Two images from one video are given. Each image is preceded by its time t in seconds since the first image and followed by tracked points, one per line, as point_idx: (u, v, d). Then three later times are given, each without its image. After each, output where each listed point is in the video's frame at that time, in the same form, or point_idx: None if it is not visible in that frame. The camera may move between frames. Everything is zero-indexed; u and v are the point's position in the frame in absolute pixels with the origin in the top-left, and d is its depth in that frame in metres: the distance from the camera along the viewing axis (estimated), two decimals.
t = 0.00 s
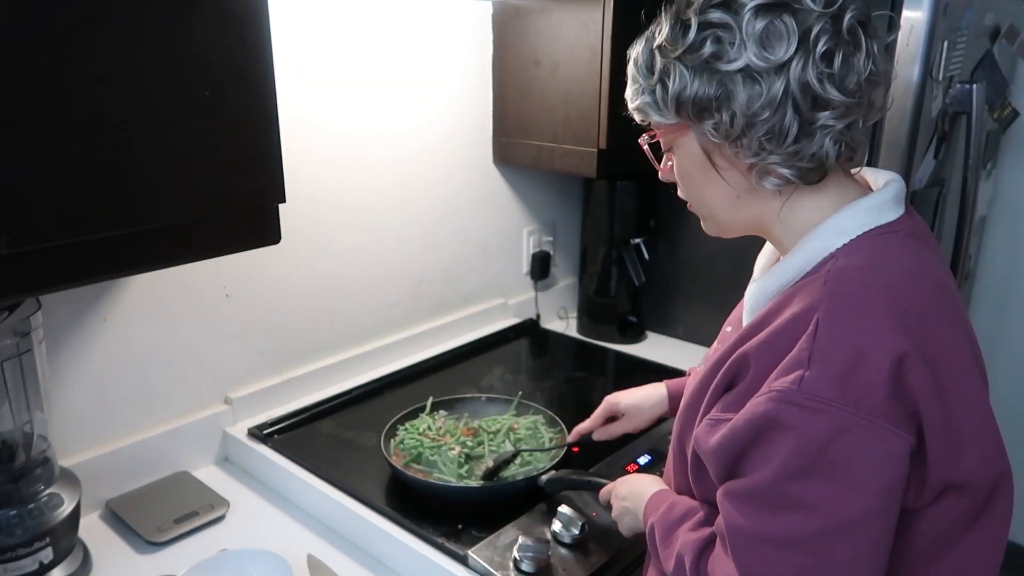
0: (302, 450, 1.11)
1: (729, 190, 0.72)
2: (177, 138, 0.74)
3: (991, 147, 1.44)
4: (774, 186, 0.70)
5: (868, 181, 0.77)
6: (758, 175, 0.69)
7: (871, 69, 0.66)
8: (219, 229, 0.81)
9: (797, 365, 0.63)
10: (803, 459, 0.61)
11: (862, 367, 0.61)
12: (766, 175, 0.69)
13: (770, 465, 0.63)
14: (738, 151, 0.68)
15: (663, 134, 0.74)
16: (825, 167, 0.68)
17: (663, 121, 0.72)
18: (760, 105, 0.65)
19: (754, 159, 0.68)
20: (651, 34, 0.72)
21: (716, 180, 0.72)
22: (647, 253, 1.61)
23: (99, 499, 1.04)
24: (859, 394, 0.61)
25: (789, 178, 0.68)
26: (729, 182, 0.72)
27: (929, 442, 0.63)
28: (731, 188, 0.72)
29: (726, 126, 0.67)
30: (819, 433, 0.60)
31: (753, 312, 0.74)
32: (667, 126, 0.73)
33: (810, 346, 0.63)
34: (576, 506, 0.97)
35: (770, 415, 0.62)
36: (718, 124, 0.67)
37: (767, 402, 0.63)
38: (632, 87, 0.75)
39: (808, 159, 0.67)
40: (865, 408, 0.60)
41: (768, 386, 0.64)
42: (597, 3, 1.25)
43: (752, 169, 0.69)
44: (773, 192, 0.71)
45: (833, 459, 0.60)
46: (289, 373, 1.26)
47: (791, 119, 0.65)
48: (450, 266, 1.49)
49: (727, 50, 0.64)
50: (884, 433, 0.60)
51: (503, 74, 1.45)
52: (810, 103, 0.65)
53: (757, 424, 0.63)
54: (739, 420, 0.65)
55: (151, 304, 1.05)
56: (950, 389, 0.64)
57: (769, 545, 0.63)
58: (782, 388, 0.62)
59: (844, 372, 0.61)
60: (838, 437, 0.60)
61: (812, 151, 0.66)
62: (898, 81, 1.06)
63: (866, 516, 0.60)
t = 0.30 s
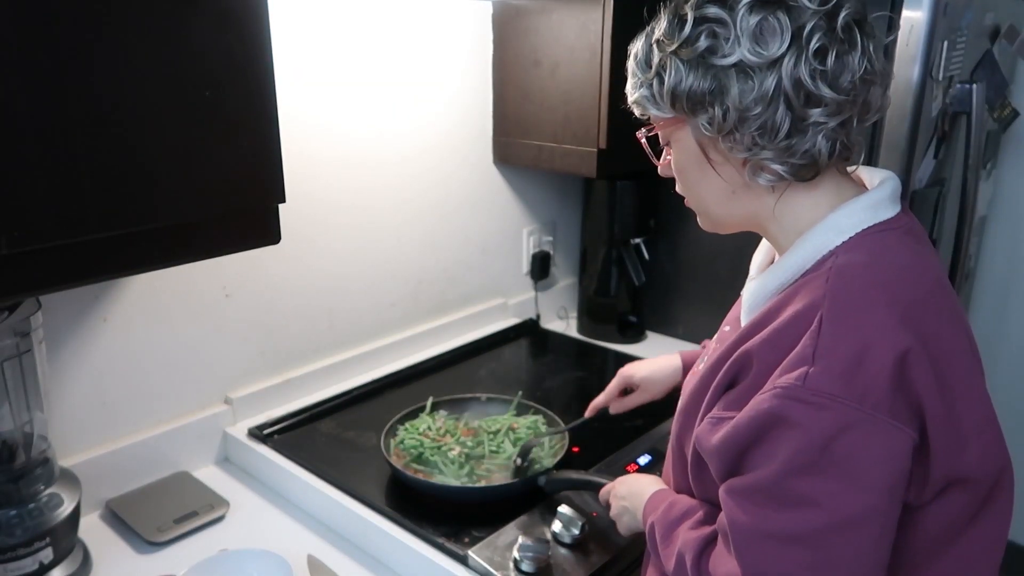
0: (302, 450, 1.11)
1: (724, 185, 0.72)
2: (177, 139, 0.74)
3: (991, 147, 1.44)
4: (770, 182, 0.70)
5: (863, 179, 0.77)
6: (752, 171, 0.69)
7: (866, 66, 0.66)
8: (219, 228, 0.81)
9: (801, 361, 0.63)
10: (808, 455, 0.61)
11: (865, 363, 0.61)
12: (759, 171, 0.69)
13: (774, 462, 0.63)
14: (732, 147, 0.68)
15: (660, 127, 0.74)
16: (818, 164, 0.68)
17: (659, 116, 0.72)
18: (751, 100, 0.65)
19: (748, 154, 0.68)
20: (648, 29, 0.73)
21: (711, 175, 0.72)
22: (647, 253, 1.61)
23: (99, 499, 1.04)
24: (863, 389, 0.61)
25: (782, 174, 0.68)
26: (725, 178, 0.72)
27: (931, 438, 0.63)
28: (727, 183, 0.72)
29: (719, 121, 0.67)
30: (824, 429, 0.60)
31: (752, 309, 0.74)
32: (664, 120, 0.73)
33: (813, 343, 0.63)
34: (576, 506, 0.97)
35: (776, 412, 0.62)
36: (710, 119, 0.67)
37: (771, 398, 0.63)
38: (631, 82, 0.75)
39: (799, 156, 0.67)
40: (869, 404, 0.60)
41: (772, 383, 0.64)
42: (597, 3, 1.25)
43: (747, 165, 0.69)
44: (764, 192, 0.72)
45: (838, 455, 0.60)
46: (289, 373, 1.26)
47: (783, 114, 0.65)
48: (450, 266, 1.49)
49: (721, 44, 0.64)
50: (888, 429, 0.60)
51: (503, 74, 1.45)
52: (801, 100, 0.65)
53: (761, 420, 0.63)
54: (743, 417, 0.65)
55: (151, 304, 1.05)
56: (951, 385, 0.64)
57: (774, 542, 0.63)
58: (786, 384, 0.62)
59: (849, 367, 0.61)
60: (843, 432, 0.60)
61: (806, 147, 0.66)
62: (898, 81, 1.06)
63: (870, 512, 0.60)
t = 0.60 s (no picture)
0: (302, 450, 1.11)
1: (760, 169, 0.69)
2: (177, 139, 0.74)
3: (991, 147, 1.44)
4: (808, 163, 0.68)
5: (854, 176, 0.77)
6: (798, 150, 0.68)
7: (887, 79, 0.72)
8: (219, 228, 0.81)
9: (815, 352, 0.62)
10: (832, 446, 0.60)
11: (878, 348, 0.61)
12: (814, 150, 0.68)
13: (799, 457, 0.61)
14: (798, 123, 0.67)
15: (713, 98, 0.67)
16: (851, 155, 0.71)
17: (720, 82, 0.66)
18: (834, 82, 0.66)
19: (811, 132, 0.67)
20: None
21: (756, 155, 0.68)
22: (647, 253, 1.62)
23: (99, 499, 1.04)
24: (878, 377, 0.61)
25: (829, 157, 0.68)
26: (764, 160, 0.69)
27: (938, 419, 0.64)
28: (768, 165, 0.69)
29: (803, 96, 0.65)
30: (852, 416, 0.59)
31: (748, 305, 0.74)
32: (716, 90, 0.67)
33: (824, 333, 0.62)
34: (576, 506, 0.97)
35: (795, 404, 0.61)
36: (794, 91, 0.65)
37: (789, 391, 0.61)
38: (673, 47, 0.68)
39: (846, 144, 0.69)
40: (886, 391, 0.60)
41: (784, 376, 0.63)
42: (597, 4, 1.25)
43: (800, 142, 0.68)
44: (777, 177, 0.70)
45: (861, 444, 0.59)
46: (289, 373, 1.26)
47: (849, 101, 0.68)
48: (450, 266, 1.49)
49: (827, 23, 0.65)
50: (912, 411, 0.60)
51: (502, 74, 1.45)
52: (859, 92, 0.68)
53: (783, 417, 0.61)
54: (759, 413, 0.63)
55: (151, 305, 1.05)
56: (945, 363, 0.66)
57: (817, 541, 0.60)
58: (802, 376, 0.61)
59: (860, 355, 0.61)
60: (864, 420, 0.59)
61: (850, 137, 0.69)
62: (898, 81, 1.06)
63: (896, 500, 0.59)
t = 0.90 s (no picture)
0: (302, 450, 1.11)
1: (792, 157, 0.70)
2: (178, 139, 0.74)
3: (991, 147, 1.44)
4: (819, 158, 0.71)
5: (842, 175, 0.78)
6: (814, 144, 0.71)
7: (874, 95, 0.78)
8: (218, 227, 0.81)
9: (839, 352, 0.60)
10: (864, 447, 0.58)
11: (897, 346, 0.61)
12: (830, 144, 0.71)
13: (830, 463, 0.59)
14: (826, 114, 0.70)
15: (762, 78, 0.67)
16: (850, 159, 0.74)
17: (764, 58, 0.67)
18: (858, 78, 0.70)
19: (835, 124, 0.71)
20: None
21: (789, 143, 0.69)
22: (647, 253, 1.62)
23: (99, 499, 1.04)
24: (903, 373, 0.60)
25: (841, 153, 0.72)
26: (796, 148, 0.70)
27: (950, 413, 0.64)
28: (796, 155, 0.70)
29: (835, 88, 0.69)
30: (882, 418, 0.58)
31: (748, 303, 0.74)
32: (768, 67, 0.68)
33: (844, 331, 0.61)
34: (575, 506, 0.97)
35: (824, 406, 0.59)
36: (828, 81, 0.68)
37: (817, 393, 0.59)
38: (716, 21, 0.67)
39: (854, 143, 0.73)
40: (912, 387, 0.59)
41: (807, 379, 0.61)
42: (597, 4, 1.25)
43: (822, 135, 0.71)
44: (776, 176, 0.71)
45: (892, 443, 0.58)
46: (289, 373, 1.26)
47: (863, 102, 0.72)
48: (450, 266, 1.49)
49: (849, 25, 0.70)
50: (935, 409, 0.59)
51: (503, 74, 1.45)
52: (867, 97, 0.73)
53: (811, 422, 0.59)
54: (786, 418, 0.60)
55: (151, 305, 1.05)
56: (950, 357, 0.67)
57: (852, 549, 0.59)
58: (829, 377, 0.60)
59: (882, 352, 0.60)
60: (895, 418, 0.58)
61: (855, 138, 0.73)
62: (898, 81, 1.06)
63: (924, 495, 0.59)
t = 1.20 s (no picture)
0: (302, 450, 1.11)
1: (760, 167, 0.69)
2: (178, 138, 0.74)
3: (991, 147, 1.44)
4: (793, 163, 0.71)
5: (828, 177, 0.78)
6: (785, 149, 0.70)
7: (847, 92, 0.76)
8: (218, 228, 0.81)
9: (861, 372, 0.60)
10: (891, 467, 0.58)
11: (911, 359, 0.61)
12: (801, 148, 0.70)
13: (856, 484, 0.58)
14: (791, 117, 0.69)
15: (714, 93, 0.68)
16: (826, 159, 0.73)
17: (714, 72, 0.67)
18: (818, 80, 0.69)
19: (801, 128, 0.70)
20: None
21: (755, 152, 0.69)
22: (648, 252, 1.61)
23: (99, 499, 1.04)
24: (924, 388, 0.60)
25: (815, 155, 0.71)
26: (764, 157, 0.70)
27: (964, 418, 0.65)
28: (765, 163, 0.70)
29: (795, 91, 0.68)
30: (906, 436, 0.58)
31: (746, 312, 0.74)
32: (718, 81, 0.68)
33: (863, 349, 0.61)
34: (576, 506, 0.97)
35: (853, 429, 0.58)
36: (785, 86, 0.67)
37: (845, 416, 0.59)
38: (663, 44, 0.68)
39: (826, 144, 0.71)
40: (935, 401, 0.59)
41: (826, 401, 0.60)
42: (597, 3, 1.25)
43: (790, 140, 0.70)
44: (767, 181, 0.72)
45: (920, 461, 0.58)
46: (289, 373, 1.26)
47: (829, 100, 0.71)
48: (450, 266, 1.49)
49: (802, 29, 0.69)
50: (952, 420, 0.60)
51: (503, 74, 1.45)
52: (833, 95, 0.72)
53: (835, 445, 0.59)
54: (814, 443, 0.60)
55: (151, 305, 1.05)
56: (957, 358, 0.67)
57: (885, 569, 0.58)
58: (856, 399, 0.59)
59: (901, 369, 0.60)
60: (923, 435, 0.58)
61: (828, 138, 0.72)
62: (898, 80, 1.05)
63: (950, 507, 0.59)
